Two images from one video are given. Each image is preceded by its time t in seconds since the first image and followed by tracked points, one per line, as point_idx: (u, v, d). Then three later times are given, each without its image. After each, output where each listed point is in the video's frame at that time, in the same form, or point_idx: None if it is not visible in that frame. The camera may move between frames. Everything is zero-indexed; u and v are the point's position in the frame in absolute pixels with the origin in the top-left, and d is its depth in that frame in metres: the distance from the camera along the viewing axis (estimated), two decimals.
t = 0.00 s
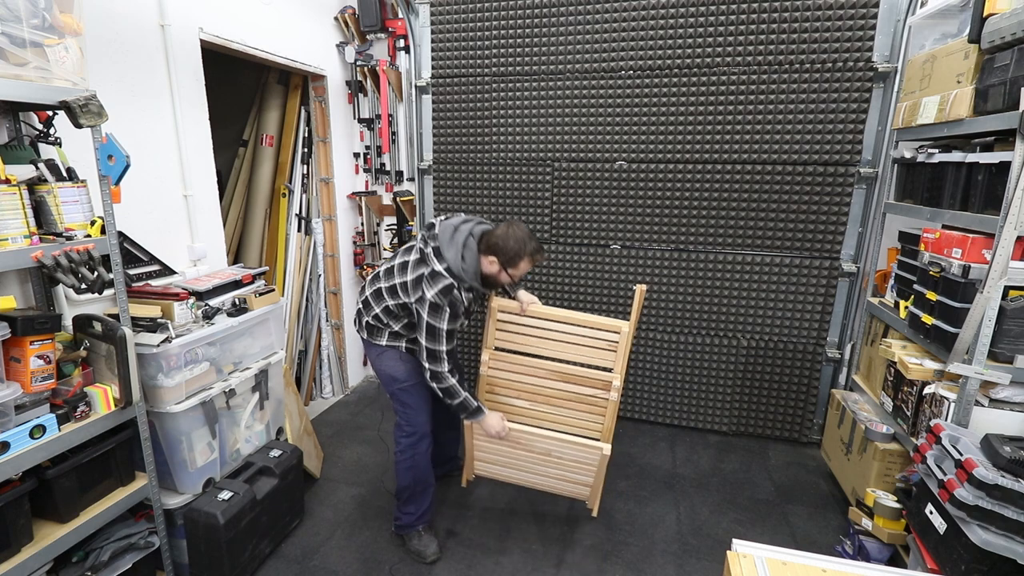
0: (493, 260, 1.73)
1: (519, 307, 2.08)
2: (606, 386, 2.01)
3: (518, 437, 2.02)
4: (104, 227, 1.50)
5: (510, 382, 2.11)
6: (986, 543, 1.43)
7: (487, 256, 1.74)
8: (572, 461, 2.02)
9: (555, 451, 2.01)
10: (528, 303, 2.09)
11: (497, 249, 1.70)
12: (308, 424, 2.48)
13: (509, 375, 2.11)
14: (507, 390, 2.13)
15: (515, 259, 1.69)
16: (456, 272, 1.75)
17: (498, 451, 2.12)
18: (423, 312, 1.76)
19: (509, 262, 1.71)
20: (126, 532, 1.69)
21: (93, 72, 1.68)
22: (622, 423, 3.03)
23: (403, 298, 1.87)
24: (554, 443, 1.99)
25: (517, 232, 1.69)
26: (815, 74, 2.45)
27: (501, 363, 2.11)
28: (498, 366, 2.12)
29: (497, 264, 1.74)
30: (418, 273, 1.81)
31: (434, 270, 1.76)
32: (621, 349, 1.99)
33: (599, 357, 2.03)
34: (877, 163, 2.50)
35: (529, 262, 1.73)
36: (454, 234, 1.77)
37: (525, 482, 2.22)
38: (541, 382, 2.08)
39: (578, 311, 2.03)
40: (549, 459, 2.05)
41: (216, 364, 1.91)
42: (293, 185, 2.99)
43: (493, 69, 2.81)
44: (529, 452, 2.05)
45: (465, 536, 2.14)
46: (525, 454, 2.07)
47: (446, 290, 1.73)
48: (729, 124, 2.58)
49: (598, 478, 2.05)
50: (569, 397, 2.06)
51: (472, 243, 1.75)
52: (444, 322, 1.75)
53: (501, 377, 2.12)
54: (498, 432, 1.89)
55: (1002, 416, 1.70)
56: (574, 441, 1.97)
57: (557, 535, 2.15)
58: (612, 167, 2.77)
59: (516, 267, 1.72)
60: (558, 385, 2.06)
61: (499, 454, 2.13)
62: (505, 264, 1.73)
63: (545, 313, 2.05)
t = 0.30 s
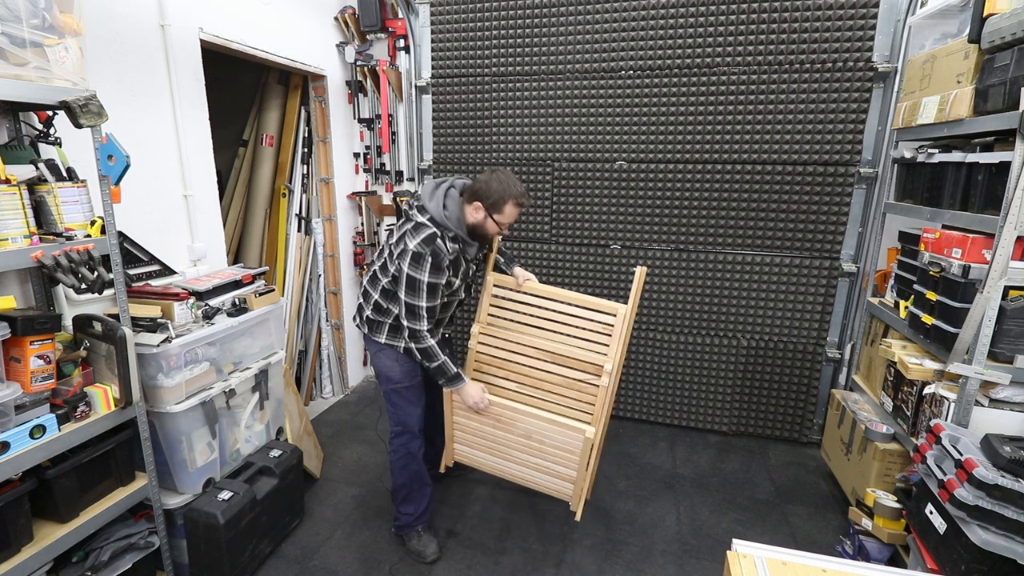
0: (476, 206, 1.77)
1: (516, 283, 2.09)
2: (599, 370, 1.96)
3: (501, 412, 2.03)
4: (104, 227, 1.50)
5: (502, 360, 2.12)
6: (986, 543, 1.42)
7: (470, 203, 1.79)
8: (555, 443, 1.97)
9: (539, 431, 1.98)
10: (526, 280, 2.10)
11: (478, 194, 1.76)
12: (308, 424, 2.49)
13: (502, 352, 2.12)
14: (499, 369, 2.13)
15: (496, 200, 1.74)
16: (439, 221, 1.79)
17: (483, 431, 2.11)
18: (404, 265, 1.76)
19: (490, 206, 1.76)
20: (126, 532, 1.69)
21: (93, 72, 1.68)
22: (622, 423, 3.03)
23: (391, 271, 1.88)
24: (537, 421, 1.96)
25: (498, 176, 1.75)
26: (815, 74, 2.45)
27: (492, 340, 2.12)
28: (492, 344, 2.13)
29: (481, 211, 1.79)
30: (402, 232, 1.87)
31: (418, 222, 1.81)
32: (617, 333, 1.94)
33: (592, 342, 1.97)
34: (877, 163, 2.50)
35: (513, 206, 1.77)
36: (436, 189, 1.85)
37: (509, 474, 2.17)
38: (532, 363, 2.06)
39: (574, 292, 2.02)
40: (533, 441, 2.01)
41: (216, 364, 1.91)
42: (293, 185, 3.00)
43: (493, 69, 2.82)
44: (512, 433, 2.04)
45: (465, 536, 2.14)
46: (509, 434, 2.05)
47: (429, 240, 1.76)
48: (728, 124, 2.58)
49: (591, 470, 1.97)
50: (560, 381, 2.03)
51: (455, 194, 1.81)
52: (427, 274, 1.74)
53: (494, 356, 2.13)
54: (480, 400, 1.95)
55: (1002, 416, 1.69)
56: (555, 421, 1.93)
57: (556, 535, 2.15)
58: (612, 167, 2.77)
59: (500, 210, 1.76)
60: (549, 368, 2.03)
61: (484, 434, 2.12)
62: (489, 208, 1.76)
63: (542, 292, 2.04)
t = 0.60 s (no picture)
0: (473, 191, 1.81)
1: (510, 289, 2.13)
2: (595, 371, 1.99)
3: (501, 412, 2.04)
4: (104, 227, 1.50)
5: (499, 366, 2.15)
6: (986, 543, 1.42)
7: (467, 189, 1.83)
8: (554, 443, 1.96)
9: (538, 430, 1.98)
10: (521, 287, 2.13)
11: (475, 179, 1.80)
12: (308, 424, 2.49)
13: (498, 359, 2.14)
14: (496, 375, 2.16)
15: (492, 184, 1.78)
16: (440, 209, 1.82)
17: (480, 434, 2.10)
18: (406, 253, 1.76)
19: (486, 191, 1.80)
20: (126, 532, 1.69)
21: (93, 72, 1.68)
22: (622, 423, 3.03)
23: (393, 266, 1.87)
24: (536, 417, 1.97)
25: (493, 161, 1.80)
26: (815, 74, 2.45)
27: (489, 347, 2.15)
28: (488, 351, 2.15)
29: (477, 197, 1.82)
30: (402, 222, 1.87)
31: (419, 211, 1.83)
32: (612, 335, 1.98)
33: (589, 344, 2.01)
34: (877, 163, 2.50)
35: (509, 191, 1.80)
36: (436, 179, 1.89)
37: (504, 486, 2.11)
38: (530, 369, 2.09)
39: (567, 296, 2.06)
40: (531, 442, 2.01)
41: (216, 364, 1.91)
42: (293, 185, 3.00)
43: (493, 69, 2.82)
44: (510, 434, 2.03)
45: (465, 536, 2.14)
46: (507, 435, 2.04)
47: (431, 227, 1.77)
48: (729, 124, 2.58)
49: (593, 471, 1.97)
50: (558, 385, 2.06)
51: (453, 183, 1.85)
52: (430, 261, 1.75)
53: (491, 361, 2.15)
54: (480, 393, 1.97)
55: (1002, 416, 1.69)
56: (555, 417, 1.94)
57: (556, 535, 2.15)
58: (612, 167, 2.77)
59: (494, 193, 1.79)
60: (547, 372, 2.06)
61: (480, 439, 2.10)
62: (485, 192, 1.80)
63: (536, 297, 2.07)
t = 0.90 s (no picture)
0: (483, 201, 1.82)
1: (508, 299, 2.14)
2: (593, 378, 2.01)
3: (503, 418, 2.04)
4: (104, 227, 1.50)
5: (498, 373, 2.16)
6: (986, 543, 1.42)
7: (477, 199, 1.84)
8: (554, 447, 1.99)
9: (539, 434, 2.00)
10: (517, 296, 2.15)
11: (486, 190, 1.81)
12: (308, 424, 2.49)
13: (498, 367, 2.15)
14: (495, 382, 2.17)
15: (502, 196, 1.79)
16: (453, 218, 1.82)
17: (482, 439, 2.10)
18: (421, 262, 1.77)
19: (495, 202, 1.81)
20: (126, 532, 1.69)
21: (93, 71, 1.68)
22: (622, 423, 3.03)
23: (404, 270, 1.87)
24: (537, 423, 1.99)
25: (502, 172, 1.82)
26: (815, 74, 2.45)
27: (487, 354, 2.16)
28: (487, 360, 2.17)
29: (487, 207, 1.84)
30: (414, 229, 1.87)
31: (432, 219, 1.83)
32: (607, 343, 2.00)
33: (585, 351, 2.03)
34: (877, 163, 2.50)
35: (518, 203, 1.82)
36: (447, 188, 1.89)
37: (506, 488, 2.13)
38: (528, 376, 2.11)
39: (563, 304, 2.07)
40: (532, 446, 2.02)
41: (216, 364, 1.91)
42: (293, 185, 3.00)
43: (493, 69, 2.82)
44: (513, 438, 2.05)
45: (465, 536, 2.14)
46: (509, 439, 2.06)
47: (444, 237, 1.77)
48: (729, 124, 2.58)
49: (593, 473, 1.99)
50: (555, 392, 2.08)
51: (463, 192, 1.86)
52: (443, 270, 1.76)
53: (490, 368, 2.16)
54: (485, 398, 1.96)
55: (1002, 416, 1.70)
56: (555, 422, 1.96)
57: (556, 535, 2.15)
58: (612, 167, 2.77)
59: (503, 205, 1.81)
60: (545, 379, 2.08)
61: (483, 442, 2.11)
62: (494, 203, 1.82)
63: (533, 305, 2.09)
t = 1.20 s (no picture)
0: (491, 203, 1.83)
1: (502, 301, 2.13)
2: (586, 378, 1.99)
3: (503, 412, 2.10)
4: (104, 227, 1.50)
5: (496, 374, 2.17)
6: (986, 543, 1.43)
7: (486, 200, 1.85)
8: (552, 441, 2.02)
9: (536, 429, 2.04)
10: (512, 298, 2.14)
11: (496, 192, 1.82)
12: (308, 425, 2.49)
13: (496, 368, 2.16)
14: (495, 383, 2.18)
15: (510, 198, 1.80)
16: (465, 219, 1.84)
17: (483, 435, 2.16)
18: (435, 262, 1.77)
19: (503, 204, 1.81)
20: (126, 532, 1.69)
21: (93, 72, 1.68)
22: (622, 423, 3.03)
23: (415, 270, 1.88)
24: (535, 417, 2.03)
25: (510, 174, 1.83)
26: (815, 74, 2.45)
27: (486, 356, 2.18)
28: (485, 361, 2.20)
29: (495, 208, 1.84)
30: (424, 230, 1.87)
31: (444, 220, 1.83)
32: (600, 343, 1.97)
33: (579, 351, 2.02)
34: (877, 163, 2.50)
35: (524, 205, 1.82)
36: (457, 188, 1.89)
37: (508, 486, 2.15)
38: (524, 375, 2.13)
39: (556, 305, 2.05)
40: (531, 441, 2.06)
41: (216, 364, 1.91)
42: (293, 185, 3.00)
43: (493, 69, 2.82)
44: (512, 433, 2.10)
45: (465, 536, 2.14)
46: (509, 434, 2.10)
47: (457, 237, 1.78)
48: (729, 124, 2.58)
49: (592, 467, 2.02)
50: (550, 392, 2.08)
51: (472, 193, 1.87)
52: (457, 271, 1.78)
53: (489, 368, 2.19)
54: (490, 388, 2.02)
55: (1002, 416, 1.70)
56: (551, 416, 2.00)
57: (556, 535, 2.15)
58: (612, 167, 2.77)
59: (510, 206, 1.81)
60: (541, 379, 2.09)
61: (484, 438, 2.16)
62: (501, 204, 1.82)
63: (527, 307, 2.08)
